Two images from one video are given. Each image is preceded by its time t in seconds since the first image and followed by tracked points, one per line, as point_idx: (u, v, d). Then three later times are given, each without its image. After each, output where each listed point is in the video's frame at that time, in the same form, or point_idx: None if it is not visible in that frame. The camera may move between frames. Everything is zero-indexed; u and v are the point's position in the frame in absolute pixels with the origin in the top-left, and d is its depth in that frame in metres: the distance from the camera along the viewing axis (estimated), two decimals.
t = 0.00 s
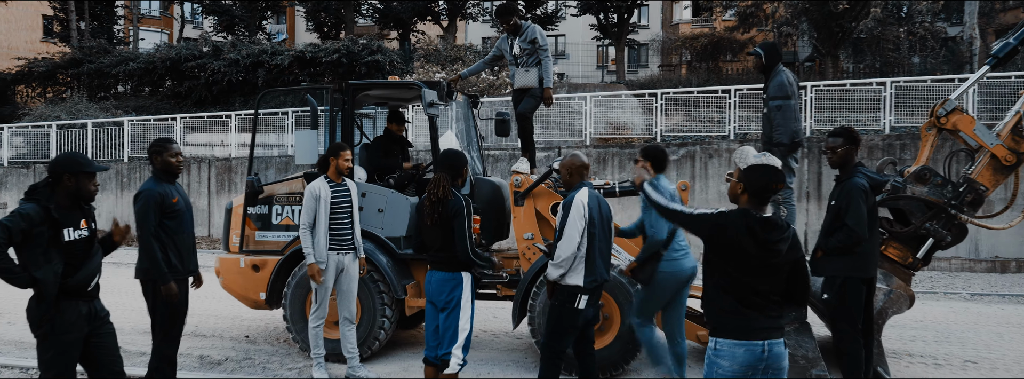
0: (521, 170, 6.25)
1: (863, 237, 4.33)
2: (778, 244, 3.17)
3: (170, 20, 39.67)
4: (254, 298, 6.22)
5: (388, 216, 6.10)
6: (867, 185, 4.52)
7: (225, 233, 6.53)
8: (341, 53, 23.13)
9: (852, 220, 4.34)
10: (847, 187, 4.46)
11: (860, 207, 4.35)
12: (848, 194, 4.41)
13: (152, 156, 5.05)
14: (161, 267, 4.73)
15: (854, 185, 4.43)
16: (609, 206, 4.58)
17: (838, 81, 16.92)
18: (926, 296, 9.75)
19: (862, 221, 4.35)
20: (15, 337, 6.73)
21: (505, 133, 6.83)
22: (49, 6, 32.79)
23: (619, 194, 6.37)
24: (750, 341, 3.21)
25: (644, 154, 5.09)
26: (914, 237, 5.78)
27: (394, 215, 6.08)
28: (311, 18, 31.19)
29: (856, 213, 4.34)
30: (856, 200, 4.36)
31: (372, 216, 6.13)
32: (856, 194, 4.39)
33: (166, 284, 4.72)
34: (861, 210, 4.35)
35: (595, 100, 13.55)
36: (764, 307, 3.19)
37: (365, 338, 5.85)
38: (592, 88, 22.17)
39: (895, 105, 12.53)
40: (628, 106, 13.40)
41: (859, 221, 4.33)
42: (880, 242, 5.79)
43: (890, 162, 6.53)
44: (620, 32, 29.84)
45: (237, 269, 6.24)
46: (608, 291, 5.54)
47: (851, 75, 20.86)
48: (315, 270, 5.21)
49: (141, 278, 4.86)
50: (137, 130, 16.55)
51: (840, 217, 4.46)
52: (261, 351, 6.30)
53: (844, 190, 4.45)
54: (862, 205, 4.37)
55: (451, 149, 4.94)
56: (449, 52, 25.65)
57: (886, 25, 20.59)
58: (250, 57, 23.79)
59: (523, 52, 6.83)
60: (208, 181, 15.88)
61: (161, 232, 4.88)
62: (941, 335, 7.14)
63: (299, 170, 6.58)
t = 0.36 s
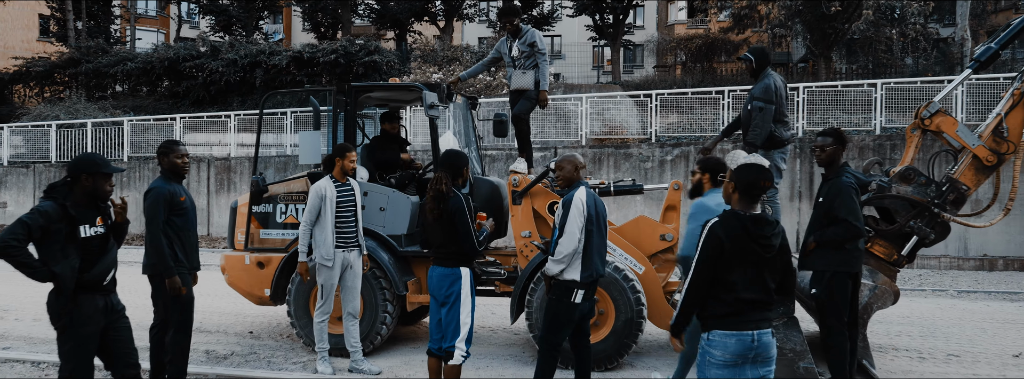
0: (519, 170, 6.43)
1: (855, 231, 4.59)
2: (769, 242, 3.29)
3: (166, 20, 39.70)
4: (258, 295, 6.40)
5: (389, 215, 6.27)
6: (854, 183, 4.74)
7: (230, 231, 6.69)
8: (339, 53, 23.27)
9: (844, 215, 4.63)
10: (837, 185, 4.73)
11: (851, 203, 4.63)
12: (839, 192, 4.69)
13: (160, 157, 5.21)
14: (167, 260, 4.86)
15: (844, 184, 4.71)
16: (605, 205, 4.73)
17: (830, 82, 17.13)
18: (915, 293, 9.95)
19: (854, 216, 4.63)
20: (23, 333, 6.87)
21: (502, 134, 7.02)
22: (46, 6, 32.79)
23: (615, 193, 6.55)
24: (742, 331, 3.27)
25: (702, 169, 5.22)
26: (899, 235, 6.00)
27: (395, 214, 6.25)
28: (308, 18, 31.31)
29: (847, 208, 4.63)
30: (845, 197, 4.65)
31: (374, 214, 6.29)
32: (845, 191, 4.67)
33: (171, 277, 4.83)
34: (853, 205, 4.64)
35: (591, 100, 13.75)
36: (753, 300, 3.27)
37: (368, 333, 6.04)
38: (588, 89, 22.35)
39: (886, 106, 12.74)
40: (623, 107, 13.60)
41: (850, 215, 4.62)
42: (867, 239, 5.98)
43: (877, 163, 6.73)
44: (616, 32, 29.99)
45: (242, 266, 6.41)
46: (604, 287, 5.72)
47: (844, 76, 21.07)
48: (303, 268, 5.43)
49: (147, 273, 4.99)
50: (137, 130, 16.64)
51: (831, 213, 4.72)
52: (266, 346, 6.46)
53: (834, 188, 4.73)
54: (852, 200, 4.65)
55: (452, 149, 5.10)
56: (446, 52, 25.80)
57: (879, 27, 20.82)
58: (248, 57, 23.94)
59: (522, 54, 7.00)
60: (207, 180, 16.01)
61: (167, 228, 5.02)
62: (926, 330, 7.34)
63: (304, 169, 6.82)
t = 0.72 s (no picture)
0: (517, 171, 6.62)
1: (845, 228, 4.77)
2: (752, 242, 3.48)
3: (163, 20, 39.82)
4: (263, 293, 6.57)
5: (389, 215, 6.45)
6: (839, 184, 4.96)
7: (235, 231, 6.86)
8: (337, 54, 23.42)
9: (833, 213, 4.81)
10: (822, 186, 4.94)
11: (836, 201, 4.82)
12: (823, 192, 4.89)
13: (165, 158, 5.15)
14: (174, 256, 4.84)
15: (828, 185, 4.92)
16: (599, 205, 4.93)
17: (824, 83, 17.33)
18: (904, 292, 10.16)
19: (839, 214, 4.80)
20: (32, 331, 7.03)
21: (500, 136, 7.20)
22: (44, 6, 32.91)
23: (609, 194, 6.74)
24: (727, 324, 3.45)
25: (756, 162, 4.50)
26: (885, 235, 6.19)
27: (396, 214, 6.43)
28: (306, 19, 31.46)
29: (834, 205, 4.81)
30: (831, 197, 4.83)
31: (375, 215, 6.47)
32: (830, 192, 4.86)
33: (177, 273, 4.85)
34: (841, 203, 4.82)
35: (587, 102, 13.94)
36: (738, 296, 3.46)
37: (370, 330, 6.20)
38: (585, 91, 22.54)
39: (878, 108, 12.95)
40: (619, 108, 13.80)
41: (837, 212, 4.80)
42: (854, 239, 6.17)
43: (864, 164, 6.93)
44: (613, 33, 30.18)
45: (247, 264, 6.58)
46: (599, 285, 5.91)
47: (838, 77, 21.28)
48: (332, 266, 5.54)
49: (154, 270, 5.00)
50: (136, 130, 16.77)
51: (819, 213, 4.93)
52: (270, 343, 6.63)
53: (820, 188, 4.94)
54: (838, 200, 4.84)
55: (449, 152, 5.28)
56: (444, 53, 25.97)
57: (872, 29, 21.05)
58: (246, 58, 24.06)
59: (519, 58, 7.19)
60: (207, 180, 16.15)
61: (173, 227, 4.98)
62: (913, 328, 7.54)
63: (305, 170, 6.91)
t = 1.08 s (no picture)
0: (513, 172, 6.79)
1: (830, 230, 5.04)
2: (737, 239, 3.66)
3: (161, 20, 39.90)
4: (266, 290, 6.73)
5: (390, 215, 6.62)
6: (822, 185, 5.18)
7: (238, 229, 7.02)
8: (335, 55, 23.56)
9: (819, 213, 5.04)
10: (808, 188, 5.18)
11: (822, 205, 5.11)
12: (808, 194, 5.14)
13: (174, 160, 5.25)
14: (183, 253, 4.97)
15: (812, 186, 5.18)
16: (594, 205, 5.11)
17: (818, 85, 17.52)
18: (895, 290, 10.35)
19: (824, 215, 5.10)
20: (39, 328, 7.17)
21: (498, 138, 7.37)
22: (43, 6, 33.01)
23: (604, 194, 6.91)
24: (715, 318, 3.62)
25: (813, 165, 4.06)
26: (872, 233, 6.37)
27: (397, 214, 6.61)
28: (304, 19, 31.60)
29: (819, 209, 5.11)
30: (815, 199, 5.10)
31: (376, 214, 6.64)
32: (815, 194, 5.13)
33: (188, 269, 4.97)
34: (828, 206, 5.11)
35: (584, 103, 14.11)
36: (726, 290, 3.62)
37: (371, 327, 6.36)
38: (582, 92, 22.69)
39: (870, 109, 13.14)
40: (615, 109, 13.97)
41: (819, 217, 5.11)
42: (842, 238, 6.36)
43: (851, 165, 7.12)
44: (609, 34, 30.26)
45: (251, 262, 6.74)
46: (594, 282, 6.08)
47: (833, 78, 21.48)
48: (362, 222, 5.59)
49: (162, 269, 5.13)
50: (137, 131, 16.89)
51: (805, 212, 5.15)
52: (273, 339, 6.78)
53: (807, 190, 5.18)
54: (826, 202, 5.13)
55: (446, 154, 5.45)
56: (442, 55, 26.07)
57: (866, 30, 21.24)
58: (245, 58, 24.16)
59: (516, 61, 7.36)
60: (206, 180, 16.28)
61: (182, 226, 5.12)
62: (900, 324, 7.72)
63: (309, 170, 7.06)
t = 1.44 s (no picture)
0: (510, 172, 6.96)
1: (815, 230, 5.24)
2: (724, 237, 3.84)
3: (158, 21, 39.98)
4: (269, 288, 6.90)
5: (389, 214, 6.78)
6: (806, 186, 5.39)
7: (241, 229, 7.18)
8: (333, 56, 23.69)
9: (804, 214, 5.27)
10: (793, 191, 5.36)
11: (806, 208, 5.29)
12: (794, 197, 5.34)
13: (180, 161, 5.39)
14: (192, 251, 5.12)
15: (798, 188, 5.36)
16: (587, 205, 5.30)
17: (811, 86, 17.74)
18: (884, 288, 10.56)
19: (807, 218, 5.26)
20: (45, 325, 7.33)
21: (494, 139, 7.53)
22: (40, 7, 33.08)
23: (599, 194, 7.08)
24: (703, 312, 3.79)
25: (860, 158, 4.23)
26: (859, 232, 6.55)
27: (396, 214, 6.77)
28: (301, 20, 31.73)
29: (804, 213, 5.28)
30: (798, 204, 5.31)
31: (376, 214, 6.80)
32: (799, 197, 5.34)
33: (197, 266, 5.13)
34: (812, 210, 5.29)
35: (579, 104, 14.30)
36: (713, 286, 3.80)
37: (371, 323, 6.53)
38: (578, 93, 22.88)
39: (861, 110, 13.35)
40: (610, 110, 14.15)
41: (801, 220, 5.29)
42: (830, 236, 6.56)
43: (840, 166, 7.32)
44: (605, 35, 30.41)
45: (254, 261, 6.91)
46: (588, 279, 6.26)
47: (826, 79, 21.70)
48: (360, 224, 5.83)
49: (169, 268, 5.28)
50: (136, 132, 17.02)
51: (790, 212, 5.34)
52: (275, 336, 6.95)
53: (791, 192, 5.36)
54: (808, 204, 5.31)
55: (443, 157, 5.62)
56: (439, 55, 26.21)
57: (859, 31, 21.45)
58: (242, 59, 24.29)
59: (513, 65, 7.53)
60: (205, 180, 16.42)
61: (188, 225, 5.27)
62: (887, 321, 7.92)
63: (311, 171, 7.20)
